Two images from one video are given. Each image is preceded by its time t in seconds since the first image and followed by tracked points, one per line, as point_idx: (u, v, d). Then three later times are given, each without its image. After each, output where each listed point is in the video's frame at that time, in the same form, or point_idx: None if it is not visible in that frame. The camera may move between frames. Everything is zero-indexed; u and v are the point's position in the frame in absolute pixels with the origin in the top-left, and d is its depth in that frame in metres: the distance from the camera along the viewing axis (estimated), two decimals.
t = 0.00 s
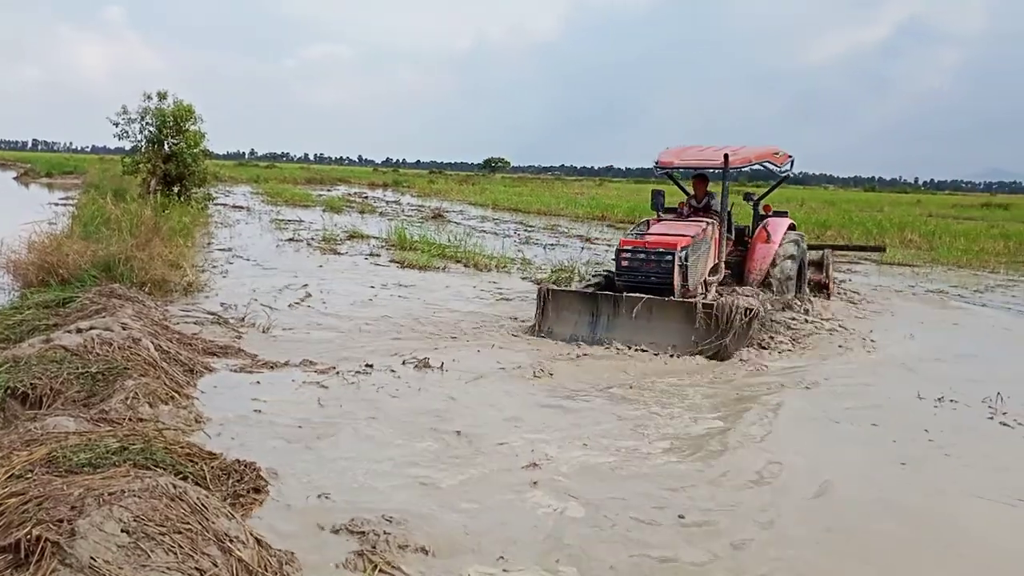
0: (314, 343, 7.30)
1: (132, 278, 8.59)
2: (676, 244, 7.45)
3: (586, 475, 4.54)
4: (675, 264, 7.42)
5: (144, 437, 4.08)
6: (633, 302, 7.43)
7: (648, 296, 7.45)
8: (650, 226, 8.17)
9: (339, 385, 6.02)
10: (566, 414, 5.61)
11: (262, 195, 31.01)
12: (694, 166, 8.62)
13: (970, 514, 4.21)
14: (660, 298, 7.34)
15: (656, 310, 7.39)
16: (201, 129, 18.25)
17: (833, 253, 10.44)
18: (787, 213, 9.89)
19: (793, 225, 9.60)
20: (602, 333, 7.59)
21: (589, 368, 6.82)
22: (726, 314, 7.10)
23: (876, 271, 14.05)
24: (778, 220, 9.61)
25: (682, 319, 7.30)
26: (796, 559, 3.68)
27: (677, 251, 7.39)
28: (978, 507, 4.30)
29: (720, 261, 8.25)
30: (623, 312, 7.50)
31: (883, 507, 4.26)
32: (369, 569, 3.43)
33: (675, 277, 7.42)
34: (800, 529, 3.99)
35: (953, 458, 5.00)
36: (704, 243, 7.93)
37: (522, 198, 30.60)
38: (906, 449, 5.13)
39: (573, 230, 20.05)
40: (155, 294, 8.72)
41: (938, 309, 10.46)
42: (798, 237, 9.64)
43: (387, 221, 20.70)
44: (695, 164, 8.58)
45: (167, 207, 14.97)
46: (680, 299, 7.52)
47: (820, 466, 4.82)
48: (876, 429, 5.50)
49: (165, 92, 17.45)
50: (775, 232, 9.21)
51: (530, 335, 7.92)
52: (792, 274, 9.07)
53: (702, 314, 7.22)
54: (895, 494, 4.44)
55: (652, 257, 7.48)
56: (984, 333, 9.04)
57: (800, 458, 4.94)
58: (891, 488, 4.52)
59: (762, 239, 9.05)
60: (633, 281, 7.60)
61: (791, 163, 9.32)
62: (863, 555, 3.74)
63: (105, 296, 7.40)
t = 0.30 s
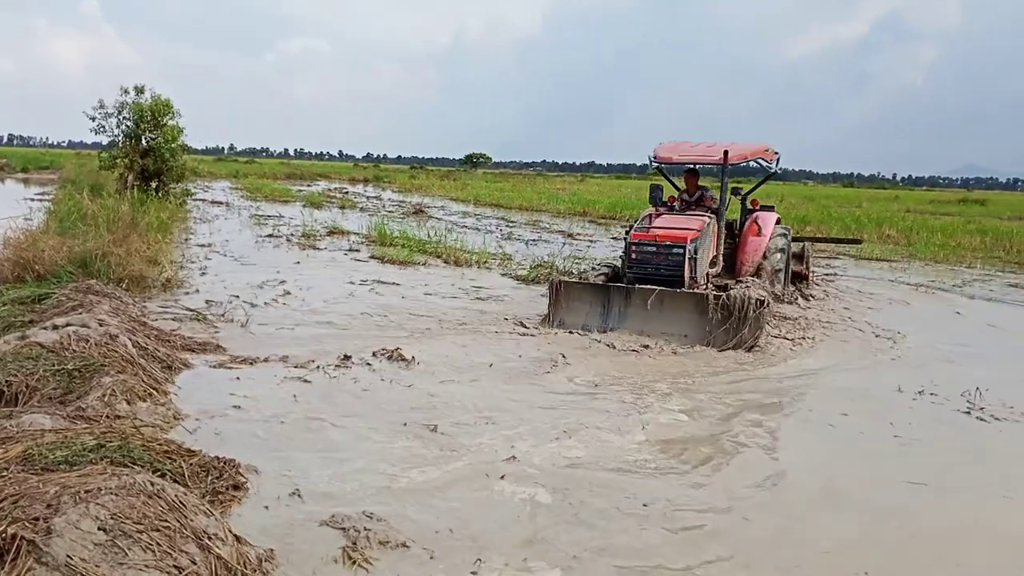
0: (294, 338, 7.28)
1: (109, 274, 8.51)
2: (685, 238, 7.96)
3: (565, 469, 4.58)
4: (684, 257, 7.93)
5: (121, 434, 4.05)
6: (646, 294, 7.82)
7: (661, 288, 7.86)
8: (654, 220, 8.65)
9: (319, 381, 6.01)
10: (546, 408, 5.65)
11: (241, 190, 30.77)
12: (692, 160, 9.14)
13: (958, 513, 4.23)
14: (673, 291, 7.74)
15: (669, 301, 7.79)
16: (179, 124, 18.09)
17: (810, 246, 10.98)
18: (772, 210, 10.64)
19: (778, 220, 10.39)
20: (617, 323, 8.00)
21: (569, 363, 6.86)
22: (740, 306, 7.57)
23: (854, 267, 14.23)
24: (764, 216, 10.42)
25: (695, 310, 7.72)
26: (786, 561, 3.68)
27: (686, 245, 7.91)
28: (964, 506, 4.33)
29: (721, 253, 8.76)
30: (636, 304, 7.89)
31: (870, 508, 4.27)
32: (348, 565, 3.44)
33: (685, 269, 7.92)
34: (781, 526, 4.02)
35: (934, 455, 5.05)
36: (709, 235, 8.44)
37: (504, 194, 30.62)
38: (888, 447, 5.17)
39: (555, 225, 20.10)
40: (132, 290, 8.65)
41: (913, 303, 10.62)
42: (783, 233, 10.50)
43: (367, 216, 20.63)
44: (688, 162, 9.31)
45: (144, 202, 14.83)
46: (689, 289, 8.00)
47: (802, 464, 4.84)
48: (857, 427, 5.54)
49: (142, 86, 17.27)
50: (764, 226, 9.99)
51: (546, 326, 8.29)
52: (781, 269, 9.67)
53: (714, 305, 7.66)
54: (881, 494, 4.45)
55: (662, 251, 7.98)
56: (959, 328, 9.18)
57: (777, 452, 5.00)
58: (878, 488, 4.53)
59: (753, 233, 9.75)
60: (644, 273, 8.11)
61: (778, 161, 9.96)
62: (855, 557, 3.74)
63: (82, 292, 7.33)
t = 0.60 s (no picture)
0: (291, 331, 7.28)
1: (104, 267, 8.49)
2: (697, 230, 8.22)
3: (562, 462, 4.60)
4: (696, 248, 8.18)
5: (116, 427, 4.04)
6: (660, 285, 8.10)
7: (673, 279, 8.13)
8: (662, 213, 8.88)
9: (316, 374, 6.02)
10: (543, 400, 5.66)
11: (236, 183, 30.68)
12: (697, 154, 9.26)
13: (953, 504, 4.25)
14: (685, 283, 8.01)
15: (681, 293, 8.07)
16: (173, 117, 18.01)
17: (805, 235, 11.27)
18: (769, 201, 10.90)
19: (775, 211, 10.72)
20: (632, 313, 8.29)
21: (565, 356, 6.87)
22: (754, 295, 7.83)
23: (850, 260, 14.27)
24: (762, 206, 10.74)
25: (706, 301, 7.98)
26: (786, 555, 3.66)
27: (698, 237, 8.16)
28: (962, 498, 4.33)
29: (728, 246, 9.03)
30: (649, 294, 8.18)
31: (872, 501, 4.25)
32: (344, 557, 3.45)
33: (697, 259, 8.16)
34: (778, 519, 4.02)
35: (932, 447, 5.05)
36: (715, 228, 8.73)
37: (499, 187, 30.56)
38: (885, 439, 5.17)
39: (551, 219, 20.09)
40: (127, 284, 8.62)
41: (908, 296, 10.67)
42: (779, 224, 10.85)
43: (362, 210, 20.59)
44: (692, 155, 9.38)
45: (139, 195, 14.77)
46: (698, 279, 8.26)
47: (799, 457, 4.84)
48: (852, 420, 5.55)
49: (136, 79, 17.18)
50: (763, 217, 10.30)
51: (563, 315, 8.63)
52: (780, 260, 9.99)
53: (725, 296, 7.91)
54: (880, 487, 4.44)
55: (675, 243, 8.21)
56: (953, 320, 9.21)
57: (773, 444, 5.03)
58: (876, 480, 4.52)
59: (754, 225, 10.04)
60: (656, 265, 8.33)
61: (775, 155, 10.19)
62: (856, 551, 3.72)
63: (76, 286, 7.31)
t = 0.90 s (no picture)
0: (286, 329, 7.27)
1: (98, 265, 8.47)
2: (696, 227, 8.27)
3: (559, 458, 4.60)
4: (696, 245, 8.24)
5: (111, 425, 4.03)
6: (661, 281, 8.22)
7: (674, 274, 8.24)
8: (663, 209, 8.94)
9: (312, 371, 6.01)
10: (540, 397, 5.66)
11: (231, 181, 30.62)
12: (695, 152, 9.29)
13: (945, 501, 4.27)
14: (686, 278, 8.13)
15: (682, 287, 8.19)
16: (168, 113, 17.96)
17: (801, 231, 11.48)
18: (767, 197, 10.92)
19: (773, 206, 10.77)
20: (634, 308, 8.45)
21: (562, 353, 6.88)
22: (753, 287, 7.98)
23: (845, 257, 14.30)
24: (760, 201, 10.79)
25: (707, 296, 8.12)
26: (784, 552, 3.66)
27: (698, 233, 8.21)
28: (959, 496, 4.33)
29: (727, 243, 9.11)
30: (651, 289, 8.32)
31: (870, 499, 4.25)
32: (340, 554, 3.45)
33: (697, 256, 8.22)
34: (775, 516, 4.02)
35: (929, 445, 5.05)
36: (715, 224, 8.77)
37: (495, 185, 30.54)
38: (884, 438, 5.17)
39: (546, 216, 20.09)
40: (122, 281, 8.60)
41: (904, 293, 10.70)
42: (777, 219, 10.90)
43: (358, 207, 20.55)
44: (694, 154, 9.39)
45: (134, 192, 14.73)
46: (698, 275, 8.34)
47: (797, 454, 4.84)
48: (846, 416, 5.57)
49: (131, 76, 17.12)
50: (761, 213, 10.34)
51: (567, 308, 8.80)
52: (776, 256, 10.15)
53: (725, 290, 8.06)
54: (878, 485, 4.44)
55: (675, 241, 8.27)
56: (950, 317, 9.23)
57: (770, 441, 5.03)
58: (868, 477, 4.54)
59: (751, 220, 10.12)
60: (657, 261, 8.39)
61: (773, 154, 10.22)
62: (854, 549, 3.72)
63: (71, 283, 7.28)
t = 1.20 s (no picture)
0: (286, 329, 7.27)
1: (99, 265, 8.47)
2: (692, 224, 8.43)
3: (561, 458, 4.59)
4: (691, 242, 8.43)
5: (112, 426, 4.03)
6: (657, 275, 8.47)
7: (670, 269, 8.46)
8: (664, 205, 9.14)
9: (314, 371, 6.01)
10: (540, 396, 5.66)
11: (231, 180, 30.60)
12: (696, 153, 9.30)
13: (945, 500, 4.27)
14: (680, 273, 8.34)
15: (677, 282, 8.41)
16: (169, 113, 17.95)
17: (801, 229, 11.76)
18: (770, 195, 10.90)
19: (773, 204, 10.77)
20: (633, 301, 8.72)
21: (564, 352, 6.87)
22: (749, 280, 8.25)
23: (845, 255, 14.28)
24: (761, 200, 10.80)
25: (701, 290, 8.31)
26: (787, 554, 3.63)
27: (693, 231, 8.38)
28: (962, 497, 4.31)
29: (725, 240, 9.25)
30: (648, 283, 8.56)
31: (874, 501, 4.22)
32: (341, 555, 3.44)
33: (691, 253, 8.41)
34: (778, 517, 4.00)
35: (931, 446, 5.03)
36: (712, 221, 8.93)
37: (495, 183, 30.49)
38: (886, 438, 5.15)
39: (547, 215, 20.07)
40: (122, 282, 8.60)
41: (905, 291, 10.67)
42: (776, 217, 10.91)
43: (358, 207, 20.54)
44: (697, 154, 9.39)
45: (134, 193, 14.73)
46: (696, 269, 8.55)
47: (799, 453, 4.82)
48: (847, 415, 5.56)
49: (131, 76, 17.11)
50: (761, 211, 10.35)
51: (569, 305, 8.89)
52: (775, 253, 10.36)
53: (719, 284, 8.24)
54: (880, 485, 4.42)
55: (671, 237, 8.48)
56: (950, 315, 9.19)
57: (772, 440, 5.02)
58: (867, 476, 4.54)
59: (750, 218, 10.13)
60: (655, 256, 8.64)
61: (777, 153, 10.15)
62: (856, 551, 3.68)
63: (72, 284, 7.28)
